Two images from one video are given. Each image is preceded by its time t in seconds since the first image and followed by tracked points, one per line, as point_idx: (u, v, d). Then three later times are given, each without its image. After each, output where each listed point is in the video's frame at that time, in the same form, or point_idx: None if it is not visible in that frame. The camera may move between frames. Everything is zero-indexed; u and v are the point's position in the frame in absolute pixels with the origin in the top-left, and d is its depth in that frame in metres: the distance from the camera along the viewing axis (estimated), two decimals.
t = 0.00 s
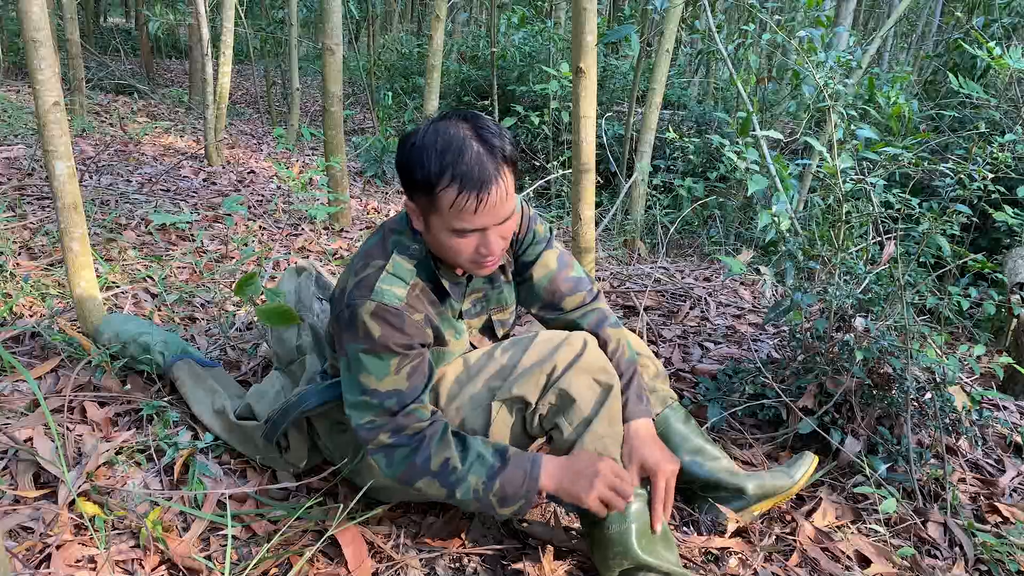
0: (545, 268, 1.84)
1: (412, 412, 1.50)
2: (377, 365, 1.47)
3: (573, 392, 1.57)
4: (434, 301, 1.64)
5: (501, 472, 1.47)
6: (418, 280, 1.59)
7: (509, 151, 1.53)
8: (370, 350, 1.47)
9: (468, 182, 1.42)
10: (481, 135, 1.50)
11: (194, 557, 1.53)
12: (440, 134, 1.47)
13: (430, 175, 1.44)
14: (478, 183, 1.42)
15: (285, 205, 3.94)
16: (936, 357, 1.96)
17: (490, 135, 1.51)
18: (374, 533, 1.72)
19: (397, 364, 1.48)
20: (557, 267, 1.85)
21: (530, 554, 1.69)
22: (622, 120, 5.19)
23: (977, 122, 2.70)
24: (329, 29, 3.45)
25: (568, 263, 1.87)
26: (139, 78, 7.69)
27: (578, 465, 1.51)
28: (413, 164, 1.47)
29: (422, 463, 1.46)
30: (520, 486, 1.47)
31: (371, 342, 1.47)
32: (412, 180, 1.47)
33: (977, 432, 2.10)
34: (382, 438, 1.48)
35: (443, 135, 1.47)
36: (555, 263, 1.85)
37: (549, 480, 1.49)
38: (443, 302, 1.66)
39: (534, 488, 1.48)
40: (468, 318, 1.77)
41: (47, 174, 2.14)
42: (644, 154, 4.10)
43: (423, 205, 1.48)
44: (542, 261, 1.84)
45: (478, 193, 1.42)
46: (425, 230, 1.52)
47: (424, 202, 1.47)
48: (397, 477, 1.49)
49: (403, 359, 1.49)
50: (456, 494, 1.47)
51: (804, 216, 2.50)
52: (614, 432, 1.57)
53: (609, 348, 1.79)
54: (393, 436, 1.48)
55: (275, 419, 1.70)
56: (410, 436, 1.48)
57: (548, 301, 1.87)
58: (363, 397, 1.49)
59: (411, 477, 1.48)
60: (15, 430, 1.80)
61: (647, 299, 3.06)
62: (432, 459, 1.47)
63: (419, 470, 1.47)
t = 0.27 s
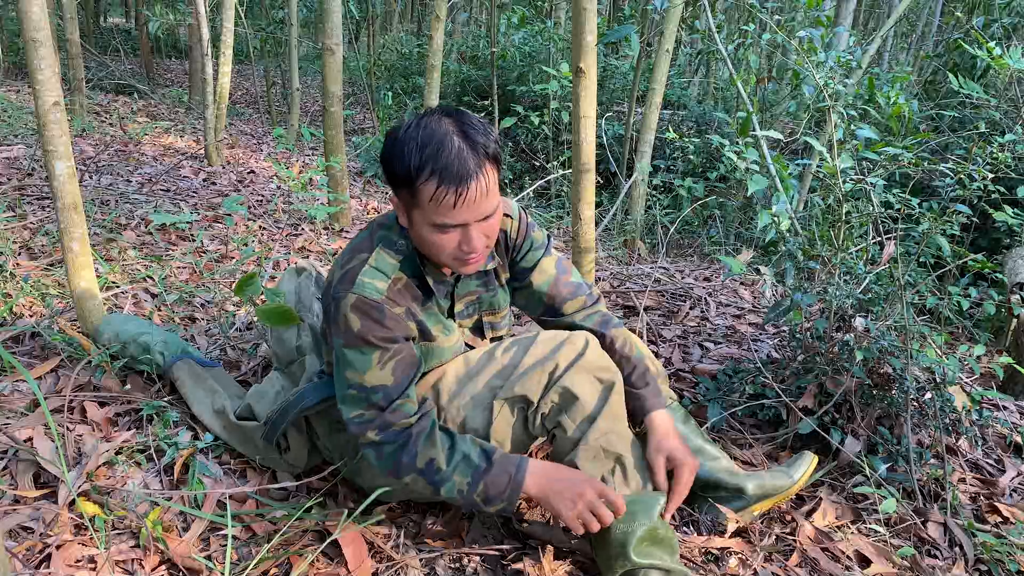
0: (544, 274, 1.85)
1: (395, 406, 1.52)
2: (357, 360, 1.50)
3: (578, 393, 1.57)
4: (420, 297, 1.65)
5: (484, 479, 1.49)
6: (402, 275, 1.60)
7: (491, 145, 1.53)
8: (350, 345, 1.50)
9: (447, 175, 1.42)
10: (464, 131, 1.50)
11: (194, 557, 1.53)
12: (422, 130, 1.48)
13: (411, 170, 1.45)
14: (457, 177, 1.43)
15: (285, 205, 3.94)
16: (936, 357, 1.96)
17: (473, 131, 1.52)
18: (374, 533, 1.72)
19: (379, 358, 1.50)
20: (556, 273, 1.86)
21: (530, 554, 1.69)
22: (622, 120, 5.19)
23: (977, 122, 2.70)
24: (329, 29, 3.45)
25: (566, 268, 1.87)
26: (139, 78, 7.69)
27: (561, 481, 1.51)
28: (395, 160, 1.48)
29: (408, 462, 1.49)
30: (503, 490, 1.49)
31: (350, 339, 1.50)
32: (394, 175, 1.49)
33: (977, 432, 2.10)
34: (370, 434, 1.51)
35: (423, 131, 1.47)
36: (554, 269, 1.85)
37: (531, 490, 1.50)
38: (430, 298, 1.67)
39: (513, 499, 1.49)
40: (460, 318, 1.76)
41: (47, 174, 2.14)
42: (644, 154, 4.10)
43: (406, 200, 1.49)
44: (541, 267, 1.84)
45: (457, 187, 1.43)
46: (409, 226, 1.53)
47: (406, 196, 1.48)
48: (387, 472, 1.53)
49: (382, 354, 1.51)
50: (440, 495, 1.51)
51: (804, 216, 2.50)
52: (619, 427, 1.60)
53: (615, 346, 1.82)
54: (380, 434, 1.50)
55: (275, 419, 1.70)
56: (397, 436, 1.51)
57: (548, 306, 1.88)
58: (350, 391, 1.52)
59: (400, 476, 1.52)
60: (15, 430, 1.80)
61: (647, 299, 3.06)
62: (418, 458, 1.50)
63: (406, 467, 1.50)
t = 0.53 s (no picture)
0: (545, 273, 1.81)
1: (392, 388, 1.48)
2: (354, 344, 1.48)
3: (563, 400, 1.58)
4: (416, 291, 1.64)
5: (480, 473, 1.45)
6: (396, 266, 1.59)
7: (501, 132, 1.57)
8: (346, 330, 1.48)
9: (471, 146, 1.44)
10: (480, 111, 1.53)
11: (194, 557, 1.53)
12: (440, 105, 1.49)
13: (431, 144, 1.45)
14: (480, 151, 1.45)
15: (285, 205, 3.94)
16: (936, 357, 1.96)
17: (487, 112, 1.55)
18: (374, 534, 1.72)
19: (375, 340, 1.48)
20: (556, 272, 1.82)
21: (529, 554, 1.69)
22: (622, 120, 5.19)
23: (977, 122, 2.70)
24: (330, 29, 3.45)
25: (567, 267, 1.84)
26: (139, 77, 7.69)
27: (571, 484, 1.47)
28: (412, 135, 1.48)
29: (402, 450, 1.46)
30: (498, 488, 1.44)
31: (346, 323, 1.48)
32: (411, 150, 1.47)
33: (976, 432, 2.10)
34: (363, 418, 1.48)
35: (439, 109, 1.48)
36: (554, 268, 1.82)
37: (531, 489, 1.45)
38: (425, 293, 1.66)
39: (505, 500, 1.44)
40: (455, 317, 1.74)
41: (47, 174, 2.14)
42: (644, 154, 4.10)
43: (422, 176, 1.48)
44: (542, 266, 1.81)
45: (481, 159, 1.45)
46: (419, 207, 1.51)
47: (423, 170, 1.47)
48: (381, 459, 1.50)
49: (378, 336, 1.48)
50: (432, 487, 1.48)
51: (804, 216, 2.50)
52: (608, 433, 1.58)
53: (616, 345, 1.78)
54: (376, 416, 1.47)
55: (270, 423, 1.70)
56: (391, 422, 1.47)
57: (548, 305, 1.84)
58: (349, 373, 1.49)
59: (392, 465, 1.50)
60: (15, 431, 1.80)
61: (647, 299, 3.06)
62: (413, 445, 1.47)
63: (401, 454, 1.47)
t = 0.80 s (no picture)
0: (545, 290, 1.82)
1: (430, 363, 1.43)
2: (389, 321, 1.43)
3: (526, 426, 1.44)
4: (438, 283, 1.63)
5: (529, 453, 1.35)
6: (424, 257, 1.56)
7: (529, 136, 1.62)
8: (384, 309, 1.44)
9: (519, 137, 1.47)
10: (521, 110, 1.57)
11: (194, 557, 1.53)
12: (487, 98, 1.52)
13: (477, 132, 1.46)
14: (526, 144, 1.48)
15: (285, 205, 3.94)
16: (936, 357, 1.96)
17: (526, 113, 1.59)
18: (374, 534, 1.72)
19: (411, 317, 1.44)
20: (559, 291, 1.84)
21: (530, 554, 1.70)
22: (622, 120, 5.19)
23: (977, 122, 2.70)
24: (330, 29, 3.45)
25: (567, 289, 1.86)
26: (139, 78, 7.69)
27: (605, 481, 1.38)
28: (457, 124, 1.48)
29: (446, 419, 1.36)
30: (546, 471, 1.35)
31: (384, 303, 1.44)
32: (455, 138, 1.47)
33: (976, 432, 2.10)
34: (404, 386, 1.39)
35: (482, 103, 1.50)
36: (558, 286, 1.83)
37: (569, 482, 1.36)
38: (445, 287, 1.66)
39: (552, 484, 1.35)
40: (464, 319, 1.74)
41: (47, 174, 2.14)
42: (644, 154, 4.10)
43: (464, 164, 1.47)
44: (546, 282, 1.82)
45: (527, 151, 1.48)
46: (457, 197, 1.50)
47: (467, 155, 1.46)
48: (415, 434, 1.38)
49: (416, 314, 1.45)
50: (470, 468, 1.36)
51: (804, 216, 2.50)
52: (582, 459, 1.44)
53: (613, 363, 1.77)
54: (417, 383, 1.40)
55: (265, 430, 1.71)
56: (432, 392, 1.39)
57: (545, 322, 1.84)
58: (387, 347, 1.43)
59: (425, 443, 1.38)
60: (15, 431, 1.80)
61: (647, 299, 3.06)
62: (459, 416, 1.37)
63: (442, 425, 1.36)
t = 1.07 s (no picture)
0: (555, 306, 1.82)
1: (458, 362, 1.39)
2: (419, 314, 1.39)
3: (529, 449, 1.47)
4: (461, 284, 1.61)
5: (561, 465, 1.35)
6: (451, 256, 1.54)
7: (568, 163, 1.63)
8: (411, 302, 1.39)
9: (572, 162, 1.49)
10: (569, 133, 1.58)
11: (194, 557, 1.53)
12: (542, 117, 1.52)
13: (529, 149, 1.46)
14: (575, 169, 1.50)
15: (285, 204, 3.94)
16: (936, 357, 1.96)
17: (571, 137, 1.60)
18: (374, 534, 1.72)
19: (442, 313, 1.41)
20: (569, 306, 1.84)
21: (529, 553, 1.70)
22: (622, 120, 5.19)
23: (977, 122, 2.70)
24: (329, 29, 3.45)
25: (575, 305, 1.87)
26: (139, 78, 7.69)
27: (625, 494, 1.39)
28: (512, 137, 1.47)
29: (480, 420, 1.35)
30: (573, 483, 1.35)
31: (412, 296, 1.40)
32: (505, 151, 1.46)
33: (976, 432, 2.10)
34: (438, 383, 1.36)
35: (535, 121, 1.51)
36: (569, 302, 1.84)
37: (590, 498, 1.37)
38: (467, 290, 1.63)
39: (578, 495, 1.36)
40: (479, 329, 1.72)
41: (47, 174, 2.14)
42: (643, 154, 4.10)
43: (511, 177, 1.46)
44: (558, 298, 1.82)
45: (576, 175, 1.49)
46: (497, 206, 1.49)
47: (521, 170, 1.45)
48: (444, 434, 1.35)
49: (445, 310, 1.41)
50: (497, 472, 1.35)
51: (804, 216, 2.50)
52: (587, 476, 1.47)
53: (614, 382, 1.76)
54: (450, 382, 1.36)
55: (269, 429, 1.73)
56: (464, 392, 1.36)
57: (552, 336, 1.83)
58: (412, 341, 1.38)
59: (453, 446, 1.36)
60: (15, 431, 1.80)
61: (646, 299, 3.06)
62: (490, 419, 1.36)
63: (474, 427, 1.35)
